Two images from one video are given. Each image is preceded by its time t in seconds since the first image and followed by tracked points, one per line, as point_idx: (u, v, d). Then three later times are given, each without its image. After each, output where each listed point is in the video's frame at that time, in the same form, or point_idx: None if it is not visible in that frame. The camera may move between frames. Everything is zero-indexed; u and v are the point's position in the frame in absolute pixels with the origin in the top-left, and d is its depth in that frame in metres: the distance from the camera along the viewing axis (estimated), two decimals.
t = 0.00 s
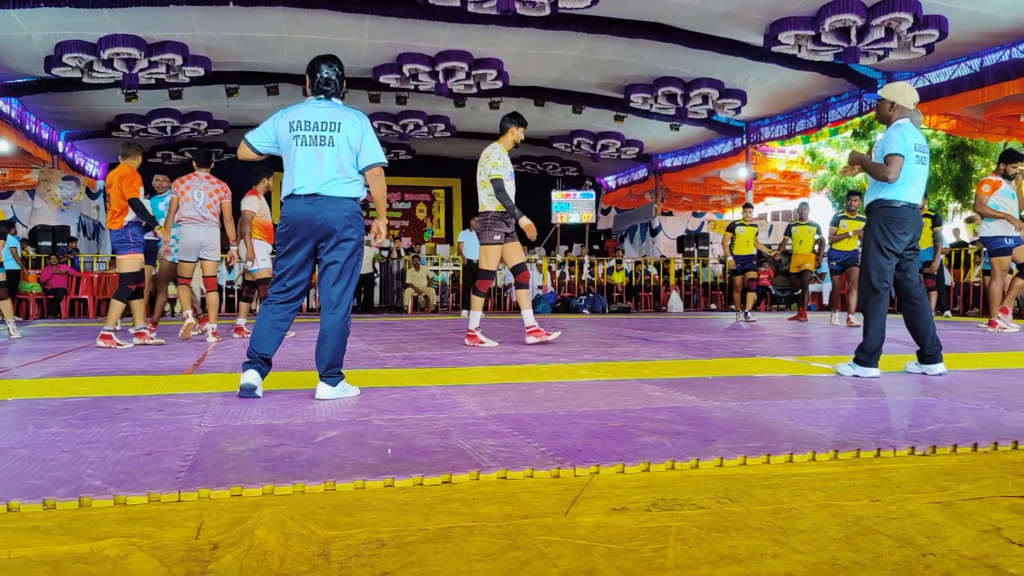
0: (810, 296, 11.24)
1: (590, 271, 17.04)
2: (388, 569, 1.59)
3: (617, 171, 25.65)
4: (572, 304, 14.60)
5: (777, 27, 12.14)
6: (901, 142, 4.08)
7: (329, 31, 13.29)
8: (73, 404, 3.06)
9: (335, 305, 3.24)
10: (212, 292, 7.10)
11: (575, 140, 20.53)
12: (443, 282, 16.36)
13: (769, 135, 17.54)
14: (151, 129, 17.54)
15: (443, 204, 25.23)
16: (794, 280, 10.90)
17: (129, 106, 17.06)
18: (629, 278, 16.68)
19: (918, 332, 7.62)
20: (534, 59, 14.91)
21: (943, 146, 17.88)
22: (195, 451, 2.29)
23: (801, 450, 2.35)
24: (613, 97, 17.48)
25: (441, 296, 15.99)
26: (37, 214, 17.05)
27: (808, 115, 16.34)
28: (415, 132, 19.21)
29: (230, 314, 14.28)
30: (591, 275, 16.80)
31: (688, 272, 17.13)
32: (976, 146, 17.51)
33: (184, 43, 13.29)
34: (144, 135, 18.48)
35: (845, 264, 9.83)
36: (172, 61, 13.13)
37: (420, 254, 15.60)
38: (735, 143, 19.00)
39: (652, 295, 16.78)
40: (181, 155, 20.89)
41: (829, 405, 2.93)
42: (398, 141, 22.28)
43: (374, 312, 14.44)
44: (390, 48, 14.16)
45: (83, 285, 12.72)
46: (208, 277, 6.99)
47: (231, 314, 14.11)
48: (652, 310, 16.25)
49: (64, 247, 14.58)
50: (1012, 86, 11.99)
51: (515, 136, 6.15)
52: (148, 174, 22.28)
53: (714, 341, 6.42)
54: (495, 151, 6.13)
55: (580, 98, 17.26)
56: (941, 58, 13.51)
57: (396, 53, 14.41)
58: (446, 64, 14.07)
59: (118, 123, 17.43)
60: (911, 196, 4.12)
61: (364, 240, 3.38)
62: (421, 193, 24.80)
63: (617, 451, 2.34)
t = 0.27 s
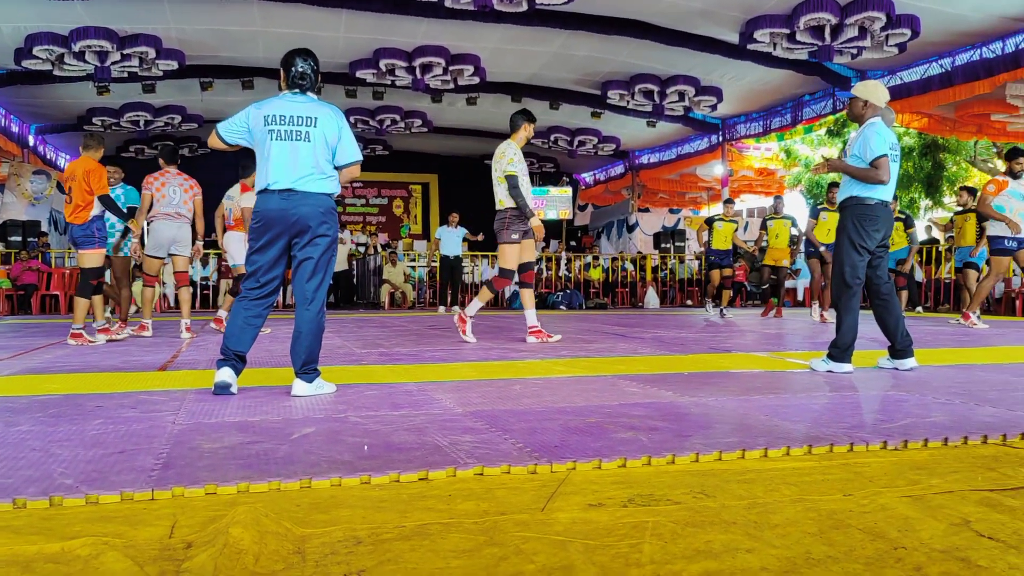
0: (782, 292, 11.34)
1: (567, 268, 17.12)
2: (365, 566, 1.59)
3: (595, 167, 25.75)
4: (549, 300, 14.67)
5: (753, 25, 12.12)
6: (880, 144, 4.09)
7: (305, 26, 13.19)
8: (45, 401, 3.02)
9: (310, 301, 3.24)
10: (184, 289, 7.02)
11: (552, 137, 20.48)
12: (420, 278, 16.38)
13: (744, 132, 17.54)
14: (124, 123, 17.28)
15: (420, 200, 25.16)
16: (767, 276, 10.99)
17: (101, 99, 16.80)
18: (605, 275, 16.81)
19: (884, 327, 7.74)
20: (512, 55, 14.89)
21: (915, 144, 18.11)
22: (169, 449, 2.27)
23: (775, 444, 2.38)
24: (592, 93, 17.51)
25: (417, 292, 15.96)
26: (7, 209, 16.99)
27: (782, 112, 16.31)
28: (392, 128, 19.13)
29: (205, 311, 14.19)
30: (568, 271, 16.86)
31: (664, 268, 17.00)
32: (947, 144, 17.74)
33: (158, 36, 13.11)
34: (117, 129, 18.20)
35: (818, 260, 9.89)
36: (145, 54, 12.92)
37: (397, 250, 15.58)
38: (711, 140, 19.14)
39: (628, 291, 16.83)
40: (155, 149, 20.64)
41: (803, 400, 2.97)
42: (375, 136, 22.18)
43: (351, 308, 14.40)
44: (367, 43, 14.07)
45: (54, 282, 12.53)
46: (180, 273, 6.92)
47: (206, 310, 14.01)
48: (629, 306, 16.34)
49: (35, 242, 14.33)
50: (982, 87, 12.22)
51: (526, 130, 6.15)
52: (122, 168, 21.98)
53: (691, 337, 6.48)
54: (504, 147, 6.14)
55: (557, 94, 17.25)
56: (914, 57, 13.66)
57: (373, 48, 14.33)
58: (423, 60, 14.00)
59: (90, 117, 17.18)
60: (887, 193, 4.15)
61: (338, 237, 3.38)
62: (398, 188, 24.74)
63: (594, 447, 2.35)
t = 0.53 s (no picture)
0: (759, 293, 11.40)
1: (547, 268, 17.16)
2: (343, 569, 1.58)
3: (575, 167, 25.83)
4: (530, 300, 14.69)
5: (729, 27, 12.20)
6: (856, 144, 4.15)
7: (285, 25, 13.11)
8: (19, 404, 2.99)
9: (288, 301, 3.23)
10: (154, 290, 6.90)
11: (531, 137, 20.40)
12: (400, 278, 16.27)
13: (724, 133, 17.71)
14: (99, 121, 17.09)
15: (400, 200, 25.09)
16: (745, 277, 11.04)
17: (76, 97, 16.60)
18: (586, 275, 16.81)
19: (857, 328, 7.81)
20: (491, 55, 14.90)
21: (891, 146, 18.18)
22: (146, 451, 2.26)
23: (753, 444, 2.40)
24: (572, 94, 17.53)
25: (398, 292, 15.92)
26: None
27: (761, 114, 16.51)
28: (372, 127, 19.06)
29: (183, 311, 14.10)
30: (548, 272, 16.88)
31: (643, 269, 17.23)
32: (922, 146, 17.91)
33: (134, 34, 12.97)
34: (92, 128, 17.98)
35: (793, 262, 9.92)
36: (122, 52, 12.76)
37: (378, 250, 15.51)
38: (689, 141, 19.19)
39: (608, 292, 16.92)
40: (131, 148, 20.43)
41: (781, 400, 3.00)
42: (354, 136, 22.12)
43: (330, 309, 14.36)
44: (346, 42, 14.00)
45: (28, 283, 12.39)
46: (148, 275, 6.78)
47: (184, 311, 13.91)
48: (609, 307, 16.40)
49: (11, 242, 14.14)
50: (955, 89, 12.46)
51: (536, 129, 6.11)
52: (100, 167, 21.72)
53: (671, 337, 6.52)
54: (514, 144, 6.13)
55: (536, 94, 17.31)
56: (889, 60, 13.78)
57: (353, 48, 14.27)
58: (403, 60, 13.95)
59: (65, 115, 16.97)
60: (864, 195, 4.20)
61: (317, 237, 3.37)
62: (377, 188, 24.66)
63: (573, 448, 2.36)
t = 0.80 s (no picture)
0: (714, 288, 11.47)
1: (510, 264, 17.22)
2: (299, 566, 1.56)
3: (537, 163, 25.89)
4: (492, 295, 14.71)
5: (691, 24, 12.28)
6: (812, 142, 4.21)
7: (243, 15, 12.94)
8: None
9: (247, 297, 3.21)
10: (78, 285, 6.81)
11: (494, 133, 20.29)
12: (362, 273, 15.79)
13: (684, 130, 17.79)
14: (51, 112, 16.66)
15: (360, 195, 24.87)
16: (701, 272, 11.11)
17: (28, 86, 16.19)
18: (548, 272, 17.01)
19: (806, 324, 7.93)
20: (451, 50, 14.88)
21: (847, 144, 18.41)
22: (98, 448, 2.22)
23: (711, 438, 2.43)
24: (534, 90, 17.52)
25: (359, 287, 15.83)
26: None
27: (720, 111, 16.58)
28: (333, 121, 18.88)
29: (138, 306, 13.88)
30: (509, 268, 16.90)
31: (605, 265, 17.29)
32: (875, 144, 18.25)
33: (87, 22, 12.68)
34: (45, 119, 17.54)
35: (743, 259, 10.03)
36: (76, 41, 12.46)
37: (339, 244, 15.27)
38: (650, 137, 19.23)
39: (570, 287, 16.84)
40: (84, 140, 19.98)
41: (740, 394, 3.05)
42: (315, 130, 21.93)
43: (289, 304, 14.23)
44: (307, 35, 13.86)
45: None
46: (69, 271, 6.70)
47: (138, 306, 13.68)
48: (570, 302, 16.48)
49: None
50: (908, 90, 12.63)
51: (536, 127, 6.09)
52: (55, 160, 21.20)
53: (632, 332, 6.58)
54: (516, 141, 6.11)
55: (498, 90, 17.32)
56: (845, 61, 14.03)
57: (314, 40, 14.12)
58: (365, 53, 13.84)
59: (16, 105, 16.53)
60: (818, 192, 4.28)
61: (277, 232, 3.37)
62: (336, 183, 24.40)
63: (533, 442, 2.37)
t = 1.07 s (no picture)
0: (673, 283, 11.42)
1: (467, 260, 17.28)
2: (249, 565, 1.52)
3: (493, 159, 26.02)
4: (449, 291, 14.75)
5: (648, 22, 12.42)
6: (765, 140, 4.27)
7: (193, 6, 12.71)
8: None
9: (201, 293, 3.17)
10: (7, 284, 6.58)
11: (451, 127, 20.37)
12: (316, 269, 16.15)
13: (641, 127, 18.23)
14: None
15: (316, 190, 24.71)
16: (653, 269, 11.18)
17: None
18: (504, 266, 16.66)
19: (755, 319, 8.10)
20: (409, 45, 14.79)
21: (798, 142, 18.75)
22: (41, 449, 2.17)
23: (663, 434, 2.47)
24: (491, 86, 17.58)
25: (313, 283, 15.73)
26: None
27: (676, 109, 16.98)
28: (288, 115, 18.64)
29: (85, 302, 13.62)
30: (467, 263, 16.92)
31: (562, 261, 17.41)
32: (827, 143, 18.61)
33: (31, 10, 12.35)
34: None
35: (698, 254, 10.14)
36: (19, 30, 12.12)
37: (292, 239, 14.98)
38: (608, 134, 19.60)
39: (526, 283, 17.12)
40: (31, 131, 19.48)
41: (692, 389, 3.10)
42: (269, 124, 21.75)
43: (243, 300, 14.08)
44: (260, 26, 13.65)
45: None
46: None
47: (85, 302, 13.42)
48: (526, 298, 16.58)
49: None
50: (857, 89, 13.29)
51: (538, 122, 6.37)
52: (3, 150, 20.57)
53: (588, 328, 6.63)
54: (523, 136, 6.35)
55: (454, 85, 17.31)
56: (797, 61, 14.60)
57: (268, 32, 13.92)
58: (320, 46, 13.68)
59: None
60: (771, 189, 4.33)
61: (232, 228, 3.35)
62: (290, 177, 24.28)
63: (487, 439, 2.38)
